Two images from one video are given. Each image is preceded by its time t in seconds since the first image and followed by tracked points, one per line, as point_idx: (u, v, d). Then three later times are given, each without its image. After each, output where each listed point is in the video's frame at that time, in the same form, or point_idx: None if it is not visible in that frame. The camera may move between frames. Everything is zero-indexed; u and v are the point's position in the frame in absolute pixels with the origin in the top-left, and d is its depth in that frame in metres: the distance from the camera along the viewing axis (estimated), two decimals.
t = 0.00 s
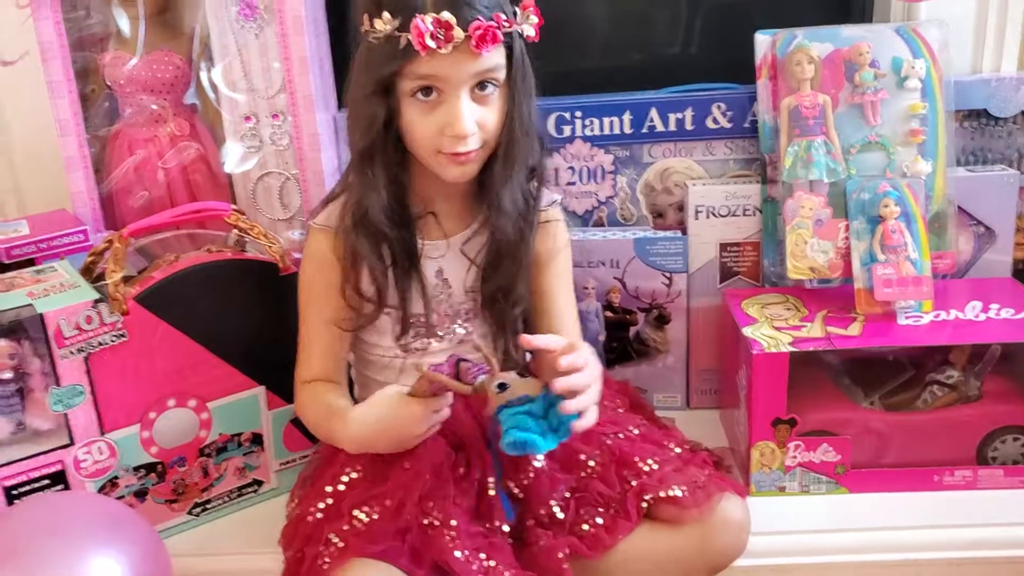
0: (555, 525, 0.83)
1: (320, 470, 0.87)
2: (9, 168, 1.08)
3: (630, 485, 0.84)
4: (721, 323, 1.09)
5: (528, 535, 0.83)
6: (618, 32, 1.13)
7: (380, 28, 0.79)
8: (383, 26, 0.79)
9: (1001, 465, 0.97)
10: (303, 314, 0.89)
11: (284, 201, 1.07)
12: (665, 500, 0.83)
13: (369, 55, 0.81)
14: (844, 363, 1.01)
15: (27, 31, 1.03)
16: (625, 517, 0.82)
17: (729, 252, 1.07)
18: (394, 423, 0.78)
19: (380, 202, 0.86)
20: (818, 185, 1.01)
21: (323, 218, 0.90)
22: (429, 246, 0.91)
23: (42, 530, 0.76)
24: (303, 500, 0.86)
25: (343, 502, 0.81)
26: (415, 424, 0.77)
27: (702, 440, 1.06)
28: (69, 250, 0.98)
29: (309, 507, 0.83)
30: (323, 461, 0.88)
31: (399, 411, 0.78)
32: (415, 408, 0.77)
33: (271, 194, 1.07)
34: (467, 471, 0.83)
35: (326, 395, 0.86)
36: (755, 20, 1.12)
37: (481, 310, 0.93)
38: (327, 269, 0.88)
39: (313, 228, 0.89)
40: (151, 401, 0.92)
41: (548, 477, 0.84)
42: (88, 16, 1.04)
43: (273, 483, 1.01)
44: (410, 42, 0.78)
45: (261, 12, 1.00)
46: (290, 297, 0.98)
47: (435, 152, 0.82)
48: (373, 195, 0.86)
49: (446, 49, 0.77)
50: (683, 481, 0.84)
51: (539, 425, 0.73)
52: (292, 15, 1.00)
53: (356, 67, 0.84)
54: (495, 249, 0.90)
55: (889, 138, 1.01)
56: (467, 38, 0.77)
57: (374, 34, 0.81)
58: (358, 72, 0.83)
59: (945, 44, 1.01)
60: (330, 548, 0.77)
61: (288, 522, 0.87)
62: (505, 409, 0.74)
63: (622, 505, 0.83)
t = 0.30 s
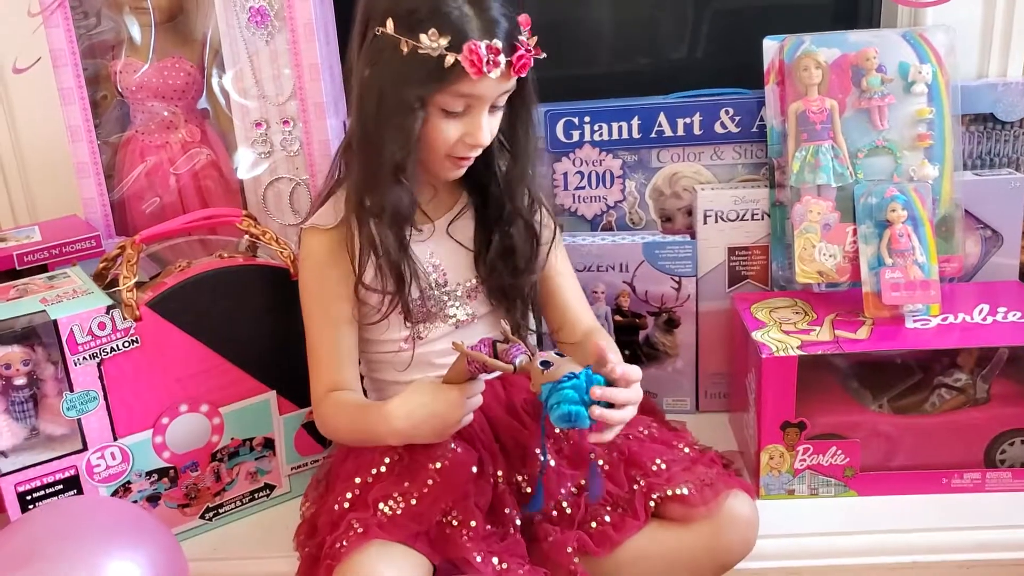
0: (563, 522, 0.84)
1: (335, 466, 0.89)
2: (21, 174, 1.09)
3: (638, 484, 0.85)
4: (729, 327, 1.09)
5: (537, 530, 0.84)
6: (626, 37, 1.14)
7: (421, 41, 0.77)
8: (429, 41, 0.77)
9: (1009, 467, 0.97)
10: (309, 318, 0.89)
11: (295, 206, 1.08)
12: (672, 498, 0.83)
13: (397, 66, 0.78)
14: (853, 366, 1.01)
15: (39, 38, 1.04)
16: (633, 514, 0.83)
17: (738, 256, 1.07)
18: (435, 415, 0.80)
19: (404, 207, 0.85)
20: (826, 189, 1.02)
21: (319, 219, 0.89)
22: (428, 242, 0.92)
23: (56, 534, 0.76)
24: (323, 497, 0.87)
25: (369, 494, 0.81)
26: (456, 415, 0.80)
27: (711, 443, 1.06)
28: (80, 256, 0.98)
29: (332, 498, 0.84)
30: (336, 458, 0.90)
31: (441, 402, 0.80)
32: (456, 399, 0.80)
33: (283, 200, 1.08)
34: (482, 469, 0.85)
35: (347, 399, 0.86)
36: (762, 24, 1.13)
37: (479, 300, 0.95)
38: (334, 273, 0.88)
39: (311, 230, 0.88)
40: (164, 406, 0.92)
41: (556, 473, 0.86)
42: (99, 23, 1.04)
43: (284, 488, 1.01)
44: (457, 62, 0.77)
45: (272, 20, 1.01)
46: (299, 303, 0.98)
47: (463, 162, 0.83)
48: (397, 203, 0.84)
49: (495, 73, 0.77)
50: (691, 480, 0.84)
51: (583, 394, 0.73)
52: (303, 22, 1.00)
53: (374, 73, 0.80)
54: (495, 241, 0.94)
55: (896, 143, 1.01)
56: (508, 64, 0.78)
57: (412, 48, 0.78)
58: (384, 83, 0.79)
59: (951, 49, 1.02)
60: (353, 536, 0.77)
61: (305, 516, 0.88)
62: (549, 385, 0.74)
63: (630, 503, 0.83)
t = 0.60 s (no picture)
0: (566, 523, 0.84)
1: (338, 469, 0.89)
2: (24, 179, 1.08)
3: (640, 483, 0.84)
4: (733, 329, 1.09)
5: (541, 531, 0.84)
6: (629, 39, 1.14)
7: (439, 35, 0.77)
8: (447, 34, 0.77)
9: (1013, 469, 0.97)
10: (310, 321, 0.88)
11: (298, 209, 1.08)
12: (674, 496, 0.83)
13: (411, 60, 0.78)
14: (857, 368, 1.01)
15: (42, 42, 1.03)
16: (636, 514, 0.82)
17: (741, 258, 1.07)
18: (451, 419, 0.81)
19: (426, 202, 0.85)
20: (829, 191, 1.02)
21: (318, 221, 0.88)
22: (430, 244, 0.92)
23: (61, 540, 0.76)
24: (327, 501, 0.86)
25: (376, 499, 0.81)
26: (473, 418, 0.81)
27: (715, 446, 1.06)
28: (83, 261, 0.98)
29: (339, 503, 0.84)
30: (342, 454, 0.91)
31: (456, 403, 0.80)
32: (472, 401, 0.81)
33: (286, 204, 1.08)
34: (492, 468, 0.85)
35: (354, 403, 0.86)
36: (764, 26, 1.13)
37: (478, 302, 0.95)
38: (337, 274, 0.88)
39: (310, 232, 0.88)
40: (168, 410, 0.92)
41: (559, 474, 0.85)
42: (102, 27, 1.04)
43: (288, 492, 1.01)
44: (472, 54, 0.77)
45: (275, 23, 1.01)
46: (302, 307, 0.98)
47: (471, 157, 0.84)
48: (416, 197, 0.84)
49: (505, 68, 0.78)
50: (691, 478, 0.84)
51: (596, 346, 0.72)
52: (306, 25, 1.00)
53: (387, 68, 0.80)
54: (495, 243, 0.94)
55: (899, 144, 1.01)
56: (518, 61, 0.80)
57: (428, 42, 0.78)
58: (397, 77, 0.79)
59: (955, 51, 1.02)
60: (361, 538, 0.77)
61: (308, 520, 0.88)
62: (556, 346, 0.74)
63: (632, 503, 0.83)
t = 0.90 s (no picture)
0: (571, 525, 0.84)
1: (344, 473, 0.89)
2: (31, 183, 1.09)
3: (643, 481, 0.85)
4: (738, 332, 1.09)
5: (547, 535, 0.84)
6: (634, 42, 1.14)
7: (461, 33, 0.77)
8: (469, 33, 0.77)
9: (1020, 472, 0.97)
10: (320, 323, 0.88)
11: (304, 213, 1.09)
12: (677, 494, 0.83)
13: (430, 58, 0.78)
14: (863, 371, 1.01)
15: (49, 47, 1.04)
16: (640, 512, 0.83)
17: (746, 261, 1.07)
18: (478, 419, 0.83)
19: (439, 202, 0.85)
20: (834, 194, 1.02)
21: (326, 225, 0.88)
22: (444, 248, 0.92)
23: (69, 542, 0.76)
24: (334, 506, 0.86)
25: (384, 506, 0.80)
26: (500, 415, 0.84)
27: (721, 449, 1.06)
28: (90, 264, 0.99)
29: (344, 509, 0.83)
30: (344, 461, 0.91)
31: (485, 405, 0.83)
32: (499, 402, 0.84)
33: (291, 208, 1.08)
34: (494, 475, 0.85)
35: (364, 406, 0.86)
36: (768, 29, 1.13)
37: (485, 305, 0.95)
38: (348, 275, 0.88)
39: (320, 237, 0.88)
40: (174, 413, 0.93)
41: (564, 477, 0.86)
42: (108, 32, 1.05)
43: (294, 495, 1.01)
44: (493, 54, 0.78)
45: (281, 28, 1.01)
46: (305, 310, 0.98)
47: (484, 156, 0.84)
48: (432, 193, 0.84)
49: (523, 69, 0.79)
50: (693, 475, 0.84)
51: (628, 355, 0.77)
52: (311, 30, 1.01)
53: (404, 66, 0.80)
54: (504, 245, 0.94)
55: (904, 147, 1.01)
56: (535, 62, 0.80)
57: (448, 39, 0.78)
58: (416, 75, 0.79)
59: (959, 53, 1.01)
60: (365, 544, 0.77)
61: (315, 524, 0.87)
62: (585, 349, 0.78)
63: (636, 501, 0.83)
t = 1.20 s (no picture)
0: (573, 532, 0.84)
1: (345, 481, 0.89)
2: (32, 186, 1.09)
3: (646, 490, 0.85)
4: (739, 336, 1.09)
5: (549, 542, 0.84)
6: (635, 46, 1.14)
7: (482, 39, 0.77)
8: (491, 39, 0.77)
9: (1021, 475, 0.97)
10: (327, 325, 0.87)
11: (305, 217, 1.09)
12: (680, 502, 0.83)
13: (451, 64, 0.78)
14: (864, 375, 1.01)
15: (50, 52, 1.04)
16: (642, 520, 0.82)
17: (747, 265, 1.07)
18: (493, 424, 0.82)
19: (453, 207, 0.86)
20: (835, 198, 1.02)
21: (335, 226, 0.88)
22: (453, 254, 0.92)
23: (70, 545, 0.76)
24: (335, 513, 0.86)
25: (383, 518, 0.80)
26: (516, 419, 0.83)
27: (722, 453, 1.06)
28: (92, 268, 0.99)
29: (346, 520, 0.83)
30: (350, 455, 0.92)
31: (501, 409, 0.82)
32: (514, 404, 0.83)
33: (293, 211, 1.08)
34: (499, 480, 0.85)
35: (372, 409, 0.85)
36: (770, 32, 1.13)
37: (491, 313, 0.96)
38: (359, 278, 0.88)
39: (328, 237, 0.87)
40: (175, 417, 0.93)
41: (567, 485, 0.86)
42: (110, 36, 1.05)
43: (296, 498, 1.01)
44: (513, 60, 0.78)
45: (283, 32, 1.01)
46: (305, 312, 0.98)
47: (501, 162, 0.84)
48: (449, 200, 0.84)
49: (543, 76, 0.79)
50: (695, 484, 0.84)
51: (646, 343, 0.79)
52: (313, 34, 1.01)
53: (424, 70, 0.80)
54: (513, 252, 0.95)
55: (905, 151, 1.01)
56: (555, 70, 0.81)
57: (469, 45, 0.78)
58: (436, 82, 0.79)
59: (961, 57, 1.02)
60: (363, 555, 0.77)
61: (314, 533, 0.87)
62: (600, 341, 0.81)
63: (639, 509, 0.83)
